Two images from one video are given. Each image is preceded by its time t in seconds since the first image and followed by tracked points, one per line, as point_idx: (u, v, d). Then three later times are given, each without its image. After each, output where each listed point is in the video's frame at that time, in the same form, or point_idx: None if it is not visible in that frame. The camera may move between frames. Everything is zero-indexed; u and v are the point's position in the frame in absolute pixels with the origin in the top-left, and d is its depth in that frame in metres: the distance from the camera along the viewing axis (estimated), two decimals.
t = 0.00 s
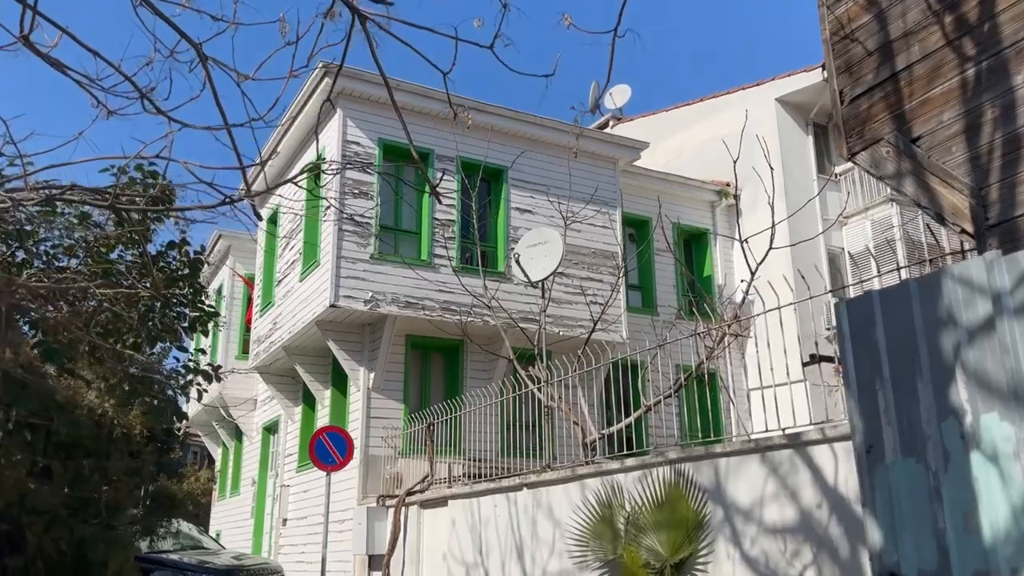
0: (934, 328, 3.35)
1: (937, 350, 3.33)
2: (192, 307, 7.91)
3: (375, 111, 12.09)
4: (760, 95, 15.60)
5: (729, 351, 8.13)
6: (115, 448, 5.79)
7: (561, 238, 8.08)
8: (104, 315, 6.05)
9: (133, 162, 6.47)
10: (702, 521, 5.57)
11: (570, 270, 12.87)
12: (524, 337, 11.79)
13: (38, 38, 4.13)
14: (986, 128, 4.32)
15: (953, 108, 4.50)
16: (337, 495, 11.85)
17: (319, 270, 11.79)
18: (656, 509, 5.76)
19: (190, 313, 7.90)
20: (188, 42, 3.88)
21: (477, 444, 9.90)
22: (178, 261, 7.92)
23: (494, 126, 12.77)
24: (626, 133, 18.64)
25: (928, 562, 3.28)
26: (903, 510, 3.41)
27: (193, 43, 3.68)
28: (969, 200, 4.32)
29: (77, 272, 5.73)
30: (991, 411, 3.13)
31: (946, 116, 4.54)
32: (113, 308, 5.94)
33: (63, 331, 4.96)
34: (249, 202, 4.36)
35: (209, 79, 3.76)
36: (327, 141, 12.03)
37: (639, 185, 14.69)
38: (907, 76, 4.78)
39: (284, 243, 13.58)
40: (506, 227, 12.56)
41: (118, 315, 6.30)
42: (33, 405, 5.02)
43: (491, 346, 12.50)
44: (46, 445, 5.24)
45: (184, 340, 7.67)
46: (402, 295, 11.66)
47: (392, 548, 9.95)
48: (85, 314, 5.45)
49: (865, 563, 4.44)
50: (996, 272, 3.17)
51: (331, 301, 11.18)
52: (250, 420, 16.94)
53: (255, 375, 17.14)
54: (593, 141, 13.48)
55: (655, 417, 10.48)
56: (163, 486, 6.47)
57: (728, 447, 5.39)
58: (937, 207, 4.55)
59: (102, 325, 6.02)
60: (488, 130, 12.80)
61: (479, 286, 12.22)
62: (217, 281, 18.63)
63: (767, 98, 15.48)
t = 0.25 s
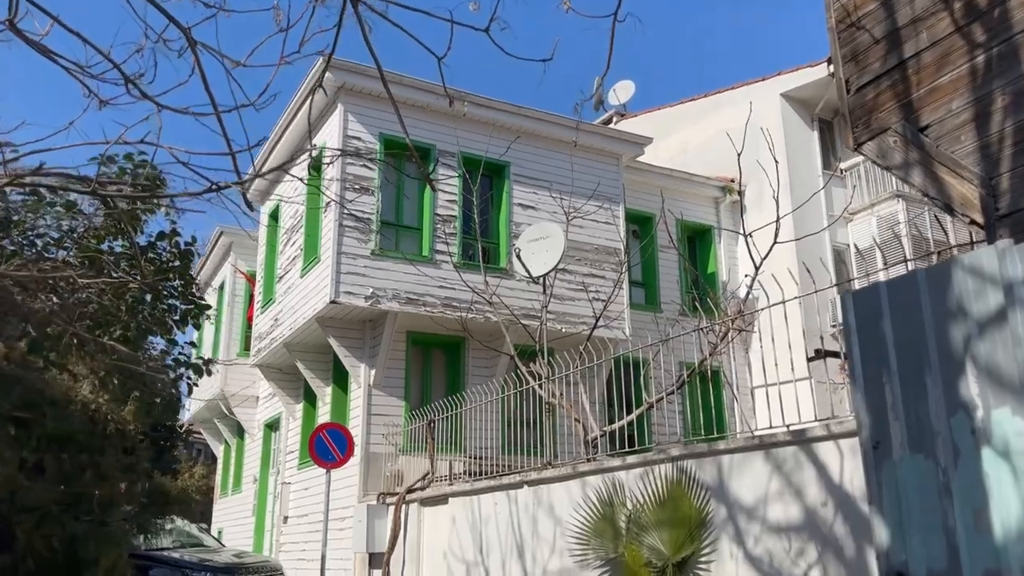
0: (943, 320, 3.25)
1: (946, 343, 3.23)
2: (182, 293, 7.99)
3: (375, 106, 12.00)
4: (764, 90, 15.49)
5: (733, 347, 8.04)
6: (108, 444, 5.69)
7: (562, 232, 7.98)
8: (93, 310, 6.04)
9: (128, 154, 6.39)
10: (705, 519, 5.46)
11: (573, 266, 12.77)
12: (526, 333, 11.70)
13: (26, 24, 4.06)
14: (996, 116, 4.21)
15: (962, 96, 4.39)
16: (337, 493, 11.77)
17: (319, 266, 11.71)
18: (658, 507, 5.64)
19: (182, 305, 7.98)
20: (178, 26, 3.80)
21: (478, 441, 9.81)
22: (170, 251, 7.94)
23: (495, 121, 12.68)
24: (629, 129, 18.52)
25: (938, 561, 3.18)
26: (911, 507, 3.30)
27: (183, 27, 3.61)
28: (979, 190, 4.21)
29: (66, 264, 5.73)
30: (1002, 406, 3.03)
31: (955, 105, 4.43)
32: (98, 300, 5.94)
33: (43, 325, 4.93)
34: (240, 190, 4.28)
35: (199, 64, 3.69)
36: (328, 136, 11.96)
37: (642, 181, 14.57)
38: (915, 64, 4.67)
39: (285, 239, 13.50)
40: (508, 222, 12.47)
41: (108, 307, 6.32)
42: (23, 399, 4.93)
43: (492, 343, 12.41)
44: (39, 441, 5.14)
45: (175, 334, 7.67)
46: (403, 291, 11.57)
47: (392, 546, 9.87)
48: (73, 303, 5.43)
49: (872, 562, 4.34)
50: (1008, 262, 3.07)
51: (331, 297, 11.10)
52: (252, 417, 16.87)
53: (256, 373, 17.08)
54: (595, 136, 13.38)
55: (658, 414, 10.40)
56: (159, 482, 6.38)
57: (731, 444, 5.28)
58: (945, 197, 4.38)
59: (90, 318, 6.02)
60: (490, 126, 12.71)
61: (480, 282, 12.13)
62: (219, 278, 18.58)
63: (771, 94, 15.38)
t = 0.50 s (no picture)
0: (951, 311, 3.15)
1: (954, 335, 3.14)
2: (173, 284, 8.31)
3: (376, 100, 11.91)
4: (768, 85, 15.39)
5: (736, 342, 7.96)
6: (102, 441, 5.60)
7: (564, 226, 7.89)
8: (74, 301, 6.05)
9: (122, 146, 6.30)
10: (707, 517, 5.37)
11: (575, 261, 12.68)
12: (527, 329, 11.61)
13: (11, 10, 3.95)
14: (1005, 103, 4.12)
15: (970, 84, 4.30)
16: (337, 490, 11.71)
17: (320, 262, 11.62)
18: (660, 503, 5.55)
19: (173, 297, 8.27)
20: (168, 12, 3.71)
21: (479, 438, 9.75)
22: (161, 243, 8.12)
23: (497, 116, 12.59)
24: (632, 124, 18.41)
25: (945, 560, 3.09)
26: (918, 504, 3.21)
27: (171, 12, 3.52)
28: (987, 179, 4.11)
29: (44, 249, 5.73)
30: (1012, 399, 2.93)
31: (962, 92, 4.34)
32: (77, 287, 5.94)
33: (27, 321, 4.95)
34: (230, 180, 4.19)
35: (187, 51, 3.60)
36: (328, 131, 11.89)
37: (645, 176, 14.46)
38: (922, 52, 4.58)
39: (286, 235, 13.42)
40: (509, 218, 12.39)
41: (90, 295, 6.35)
42: (15, 395, 4.84)
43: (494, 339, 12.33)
44: (33, 439, 5.05)
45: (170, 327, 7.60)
46: (404, 287, 11.50)
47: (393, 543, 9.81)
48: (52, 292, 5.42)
49: (877, 561, 4.24)
50: (1019, 250, 2.98)
51: (331, 293, 11.02)
52: (253, 414, 16.80)
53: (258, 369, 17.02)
54: (597, 131, 13.28)
55: (660, 410, 10.32)
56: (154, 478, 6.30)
57: (734, 440, 5.19)
58: (952, 187, 4.29)
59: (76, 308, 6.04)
60: (492, 120, 12.61)
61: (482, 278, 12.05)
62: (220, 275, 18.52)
63: (776, 88, 15.28)
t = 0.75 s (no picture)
0: (965, 297, 3.05)
1: (968, 322, 3.03)
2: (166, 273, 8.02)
3: (378, 92, 11.81)
4: (774, 76, 15.27)
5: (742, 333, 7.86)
6: (97, 434, 5.50)
7: (567, 216, 7.77)
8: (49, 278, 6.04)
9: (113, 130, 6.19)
10: (711, 511, 5.29)
11: (578, 255, 12.58)
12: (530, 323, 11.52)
13: None
14: (1019, 85, 4.01)
15: (982, 66, 4.18)
16: (340, 485, 11.64)
17: (321, 255, 11.53)
18: (664, 497, 5.51)
19: (164, 288, 7.98)
20: None
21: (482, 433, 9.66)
22: (152, 231, 7.91)
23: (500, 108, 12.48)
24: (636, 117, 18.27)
25: (959, 554, 2.99)
26: (930, 497, 3.11)
27: None
28: (999, 164, 3.99)
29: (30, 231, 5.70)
30: None
31: (974, 75, 4.22)
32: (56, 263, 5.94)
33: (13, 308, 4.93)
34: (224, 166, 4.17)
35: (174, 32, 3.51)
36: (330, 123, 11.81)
37: (649, 168, 14.34)
38: (932, 34, 4.46)
39: (288, 229, 13.34)
40: (512, 211, 12.28)
41: (73, 280, 6.36)
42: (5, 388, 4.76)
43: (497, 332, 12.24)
44: (26, 433, 4.97)
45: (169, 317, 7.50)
46: (406, 281, 11.40)
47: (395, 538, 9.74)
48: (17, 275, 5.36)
49: (887, 555, 4.13)
50: None
51: (333, 287, 10.93)
52: (256, 409, 16.74)
53: (261, 364, 16.96)
54: (601, 124, 13.17)
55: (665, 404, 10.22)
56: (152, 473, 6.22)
57: (740, 432, 5.09)
58: (963, 171, 4.17)
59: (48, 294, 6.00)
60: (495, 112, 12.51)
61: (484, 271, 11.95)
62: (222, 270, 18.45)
63: (781, 79, 15.15)
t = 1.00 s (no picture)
0: (985, 280, 2.95)
1: (987, 306, 2.93)
2: (163, 262, 7.85)
3: (383, 84, 11.73)
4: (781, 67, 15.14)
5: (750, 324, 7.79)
6: (98, 428, 5.45)
7: (572, 207, 7.65)
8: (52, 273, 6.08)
9: (111, 117, 6.14)
10: (720, 504, 5.20)
11: (583, 248, 12.49)
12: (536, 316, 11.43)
13: None
14: None
15: (998, 46, 4.05)
16: (345, 479, 11.58)
17: (324, 249, 11.45)
18: (672, 490, 5.41)
19: (162, 277, 7.85)
20: None
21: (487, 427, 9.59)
22: (148, 218, 7.80)
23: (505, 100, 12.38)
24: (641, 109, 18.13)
25: (979, 546, 2.90)
26: (949, 487, 3.02)
27: None
28: (1015, 146, 3.95)
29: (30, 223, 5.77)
30: None
31: (990, 56, 4.10)
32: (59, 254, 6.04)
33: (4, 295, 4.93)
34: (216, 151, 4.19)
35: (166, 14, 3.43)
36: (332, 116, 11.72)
37: (655, 160, 14.22)
38: (946, 15, 4.34)
39: (291, 222, 13.27)
40: (516, 203, 12.19)
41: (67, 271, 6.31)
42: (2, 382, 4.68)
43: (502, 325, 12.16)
44: (25, 425, 4.93)
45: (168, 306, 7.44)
46: (409, 274, 11.32)
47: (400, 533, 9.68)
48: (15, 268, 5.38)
49: (902, 548, 4.04)
50: None
51: (336, 281, 10.85)
52: (260, 404, 16.71)
53: (265, 359, 16.91)
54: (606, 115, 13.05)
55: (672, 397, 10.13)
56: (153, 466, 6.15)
57: (749, 424, 5.00)
58: (978, 154, 4.13)
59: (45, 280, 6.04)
60: (500, 104, 12.41)
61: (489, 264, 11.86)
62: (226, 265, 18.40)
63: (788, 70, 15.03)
